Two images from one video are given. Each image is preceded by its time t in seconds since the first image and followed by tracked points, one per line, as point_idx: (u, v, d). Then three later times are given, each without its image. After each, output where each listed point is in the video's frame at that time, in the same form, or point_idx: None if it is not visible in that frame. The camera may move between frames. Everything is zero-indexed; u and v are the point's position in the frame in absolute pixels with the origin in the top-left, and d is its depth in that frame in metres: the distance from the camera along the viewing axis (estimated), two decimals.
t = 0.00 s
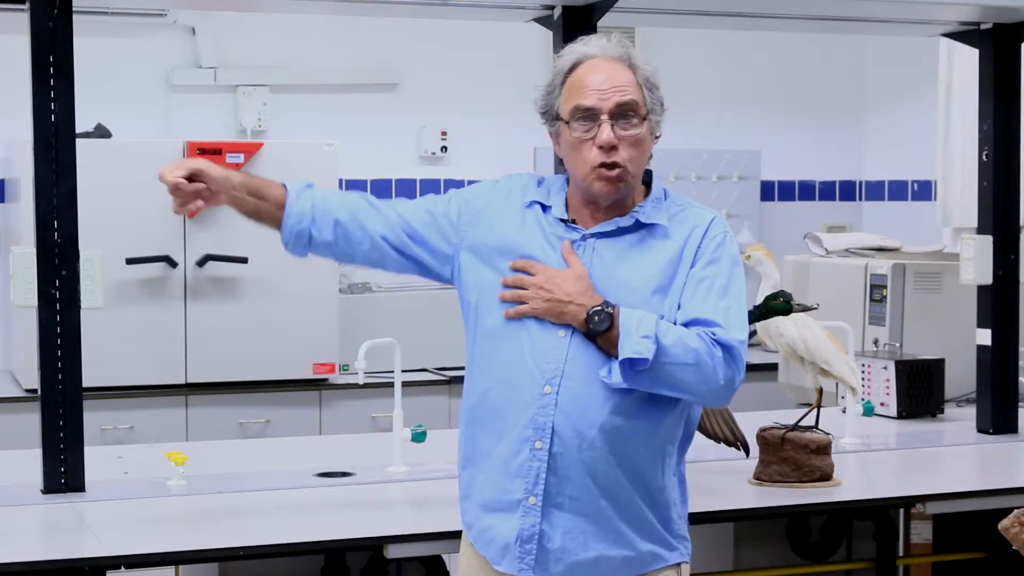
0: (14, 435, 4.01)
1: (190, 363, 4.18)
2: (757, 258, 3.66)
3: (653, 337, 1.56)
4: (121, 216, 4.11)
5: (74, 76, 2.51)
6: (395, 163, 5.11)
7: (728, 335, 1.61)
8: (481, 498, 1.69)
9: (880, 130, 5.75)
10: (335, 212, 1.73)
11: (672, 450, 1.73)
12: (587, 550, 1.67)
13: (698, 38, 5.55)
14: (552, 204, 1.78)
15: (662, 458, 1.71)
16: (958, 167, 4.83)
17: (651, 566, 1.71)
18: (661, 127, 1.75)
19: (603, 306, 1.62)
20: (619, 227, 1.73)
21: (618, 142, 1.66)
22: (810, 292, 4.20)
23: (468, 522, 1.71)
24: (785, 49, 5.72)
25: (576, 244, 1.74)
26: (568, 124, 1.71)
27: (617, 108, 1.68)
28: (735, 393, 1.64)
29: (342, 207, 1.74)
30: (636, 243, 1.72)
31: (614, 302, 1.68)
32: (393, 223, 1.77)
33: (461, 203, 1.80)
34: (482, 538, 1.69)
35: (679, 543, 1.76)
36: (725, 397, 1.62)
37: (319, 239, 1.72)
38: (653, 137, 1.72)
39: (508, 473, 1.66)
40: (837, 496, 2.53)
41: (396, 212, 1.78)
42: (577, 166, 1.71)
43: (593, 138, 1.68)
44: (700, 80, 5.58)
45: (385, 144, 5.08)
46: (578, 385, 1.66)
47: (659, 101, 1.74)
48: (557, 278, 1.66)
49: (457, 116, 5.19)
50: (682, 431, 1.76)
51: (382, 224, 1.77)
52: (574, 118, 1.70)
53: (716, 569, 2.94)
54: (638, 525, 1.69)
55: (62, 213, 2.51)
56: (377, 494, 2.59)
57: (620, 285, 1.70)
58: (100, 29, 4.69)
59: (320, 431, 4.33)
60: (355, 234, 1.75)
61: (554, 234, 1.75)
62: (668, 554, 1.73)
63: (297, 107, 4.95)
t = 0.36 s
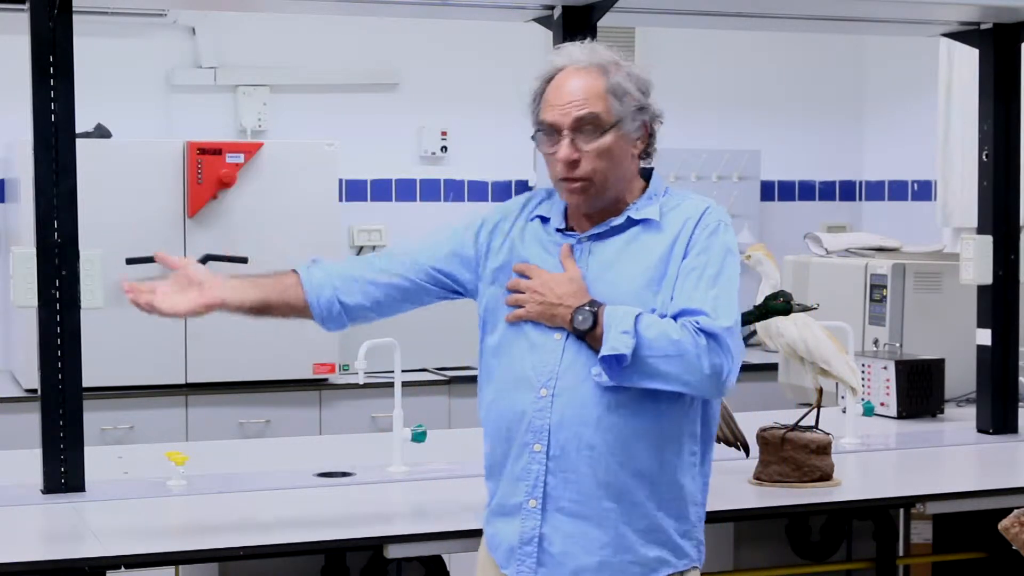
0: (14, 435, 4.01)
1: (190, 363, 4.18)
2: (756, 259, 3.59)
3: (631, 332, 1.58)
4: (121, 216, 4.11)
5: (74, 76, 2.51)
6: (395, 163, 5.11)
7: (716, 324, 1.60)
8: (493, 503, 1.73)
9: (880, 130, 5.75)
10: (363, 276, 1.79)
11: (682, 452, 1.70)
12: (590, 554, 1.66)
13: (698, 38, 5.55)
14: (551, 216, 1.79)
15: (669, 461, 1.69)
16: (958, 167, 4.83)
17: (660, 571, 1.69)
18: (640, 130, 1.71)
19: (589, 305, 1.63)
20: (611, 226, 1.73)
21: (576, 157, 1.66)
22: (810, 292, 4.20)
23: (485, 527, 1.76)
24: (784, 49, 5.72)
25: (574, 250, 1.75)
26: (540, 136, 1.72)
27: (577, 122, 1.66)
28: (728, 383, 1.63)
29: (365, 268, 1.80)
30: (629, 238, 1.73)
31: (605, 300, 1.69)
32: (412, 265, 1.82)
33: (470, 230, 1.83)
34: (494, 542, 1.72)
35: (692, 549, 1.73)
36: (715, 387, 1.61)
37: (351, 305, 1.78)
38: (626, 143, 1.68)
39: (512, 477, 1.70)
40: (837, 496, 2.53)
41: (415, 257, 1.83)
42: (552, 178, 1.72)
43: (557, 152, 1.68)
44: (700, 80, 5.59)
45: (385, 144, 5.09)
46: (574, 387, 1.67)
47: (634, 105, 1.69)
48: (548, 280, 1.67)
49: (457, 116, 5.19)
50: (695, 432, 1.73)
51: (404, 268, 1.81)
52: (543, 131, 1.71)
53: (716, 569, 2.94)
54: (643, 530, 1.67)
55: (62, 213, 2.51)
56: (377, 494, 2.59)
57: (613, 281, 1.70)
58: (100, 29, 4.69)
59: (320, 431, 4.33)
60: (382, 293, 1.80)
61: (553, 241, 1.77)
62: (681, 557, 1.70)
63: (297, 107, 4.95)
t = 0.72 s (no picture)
0: (14, 435, 4.01)
1: (190, 363, 4.18)
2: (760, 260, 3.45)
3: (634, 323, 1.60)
4: (121, 216, 4.11)
5: (74, 76, 2.51)
6: (395, 163, 5.10)
7: (719, 306, 1.60)
8: (527, 507, 1.77)
9: (880, 131, 5.75)
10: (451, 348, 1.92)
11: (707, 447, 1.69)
12: (618, 553, 1.67)
13: (698, 38, 5.55)
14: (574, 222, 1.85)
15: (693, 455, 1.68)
16: (958, 167, 4.83)
17: (690, 570, 1.67)
18: (658, 115, 1.81)
19: (598, 300, 1.67)
20: (620, 221, 1.76)
21: (612, 127, 1.73)
22: (810, 292, 4.20)
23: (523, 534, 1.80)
24: (784, 49, 5.72)
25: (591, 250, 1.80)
26: (565, 123, 1.80)
27: (604, 98, 1.76)
28: (740, 366, 1.62)
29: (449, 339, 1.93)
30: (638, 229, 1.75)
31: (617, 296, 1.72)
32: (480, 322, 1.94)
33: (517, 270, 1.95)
34: (530, 545, 1.76)
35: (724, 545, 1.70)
36: (726, 371, 1.61)
37: (443, 366, 1.91)
38: (650, 122, 1.78)
39: (541, 479, 1.74)
40: (837, 496, 2.53)
41: (478, 315, 1.95)
42: (581, 163, 1.78)
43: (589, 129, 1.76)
44: (700, 80, 5.59)
45: (385, 145, 5.09)
46: (593, 386, 1.70)
47: (651, 90, 1.81)
48: (565, 282, 1.73)
49: (457, 116, 5.19)
50: (721, 427, 1.71)
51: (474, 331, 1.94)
52: (570, 117, 1.79)
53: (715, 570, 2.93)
54: (671, 526, 1.66)
55: (62, 213, 2.51)
56: (377, 494, 2.59)
57: (625, 274, 1.73)
58: (99, 28, 4.68)
59: (320, 431, 4.33)
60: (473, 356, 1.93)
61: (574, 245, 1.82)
62: (713, 554, 1.68)
63: (297, 107, 4.95)
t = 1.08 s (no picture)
0: (14, 434, 4.01)
1: (190, 363, 4.18)
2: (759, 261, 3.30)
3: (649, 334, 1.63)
4: (121, 216, 4.11)
5: (74, 76, 2.51)
6: (395, 163, 5.10)
7: (733, 317, 1.62)
8: (549, 518, 1.80)
9: (880, 131, 5.75)
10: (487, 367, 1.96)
11: (725, 458, 1.70)
12: (636, 564, 1.68)
13: (698, 38, 5.56)
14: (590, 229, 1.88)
15: (710, 466, 1.69)
16: (958, 167, 4.83)
17: None
18: (671, 120, 1.78)
19: (614, 314, 1.70)
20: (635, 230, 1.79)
21: (603, 133, 1.75)
22: (810, 292, 4.20)
23: (545, 545, 1.83)
24: (784, 49, 5.72)
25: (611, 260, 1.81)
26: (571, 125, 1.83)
27: (606, 104, 1.77)
28: (756, 377, 1.63)
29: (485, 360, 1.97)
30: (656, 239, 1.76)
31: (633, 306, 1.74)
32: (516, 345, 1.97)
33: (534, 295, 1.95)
34: (551, 555, 1.79)
35: (743, 555, 1.71)
36: (742, 383, 1.62)
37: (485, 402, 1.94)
38: (656, 129, 1.76)
39: (561, 490, 1.77)
40: (837, 496, 2.53)
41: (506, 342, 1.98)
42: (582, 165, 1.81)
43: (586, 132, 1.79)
44: (700, 80, 5.59)
45: (385, 144, 5.09)
46: (610, 398, 1.72)
47: (664, 94, 1.78)
48: (582, 295, 1.75)
49: (457, 116, 5.19)
50: (739, 438, 1.72)
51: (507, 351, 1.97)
52: (574, 119, 1.82)
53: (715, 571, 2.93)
54: (689, 537, 1.68)
55: (62, 213, 2.51)
56: (377, 495, 2.59)
57: (642, 284, 1.75)
58: (99, 28, 4.68)
59: (320, 431, 4.33)
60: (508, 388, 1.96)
61: (592, 255, 1.85)
62: (731, 565, 1.69)
63: (297, 107, 4.95)
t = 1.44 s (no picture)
0: (14, 434, 4.01)
1: (190, 363, 4.19)
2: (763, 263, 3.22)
3: (643, 326, 1.64)
4: (121, 216, 4.11)
5: (74, 76, 2.51)
6: (395, 163, 5.10)
7: (720, 307, 1.62)
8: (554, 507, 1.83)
9: (880, 131, 5.75)
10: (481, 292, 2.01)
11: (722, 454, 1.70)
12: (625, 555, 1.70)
13: (698, 38, 5.56)
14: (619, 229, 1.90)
15: (707, 461, 1.69)
16: (958, 167, 4.83)
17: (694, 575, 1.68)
18: (679, 132, 1.75)
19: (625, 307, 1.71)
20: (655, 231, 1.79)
21: (611, 164, 1.75)
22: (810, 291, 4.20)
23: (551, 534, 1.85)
24: (784, 49, 5.72)
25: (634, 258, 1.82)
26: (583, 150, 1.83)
27: (609, 132, 1.75)
28: (743, 368, 1.62)
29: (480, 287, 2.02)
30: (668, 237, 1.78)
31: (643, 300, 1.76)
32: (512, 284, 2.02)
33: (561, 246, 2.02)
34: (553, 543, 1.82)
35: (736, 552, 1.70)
36: (729, 374, 1.61)
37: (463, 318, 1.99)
38: (664, 146, 1.74)
39: (562, 480, 1.79)
40: (837, 496, 2.53)
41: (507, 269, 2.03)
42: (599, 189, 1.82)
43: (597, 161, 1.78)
44: (700, 80, 5.59)
45: (385, 145, 5.09)
46: (610, 389, 1.74)
47: (668, 107, 1.75)
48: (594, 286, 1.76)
49: (457, 116, 5.19)
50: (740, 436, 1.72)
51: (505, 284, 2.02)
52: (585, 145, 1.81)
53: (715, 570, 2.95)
54: (678, 531, 1.68)
55: (62, 213, 2.51)
56: (376, 495, 2.59)
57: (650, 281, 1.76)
58: (99, 28, 4.69)
59: (320, 431, 4.33)
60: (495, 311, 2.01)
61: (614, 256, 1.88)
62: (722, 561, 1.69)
63: (297, 107, 4.95)
